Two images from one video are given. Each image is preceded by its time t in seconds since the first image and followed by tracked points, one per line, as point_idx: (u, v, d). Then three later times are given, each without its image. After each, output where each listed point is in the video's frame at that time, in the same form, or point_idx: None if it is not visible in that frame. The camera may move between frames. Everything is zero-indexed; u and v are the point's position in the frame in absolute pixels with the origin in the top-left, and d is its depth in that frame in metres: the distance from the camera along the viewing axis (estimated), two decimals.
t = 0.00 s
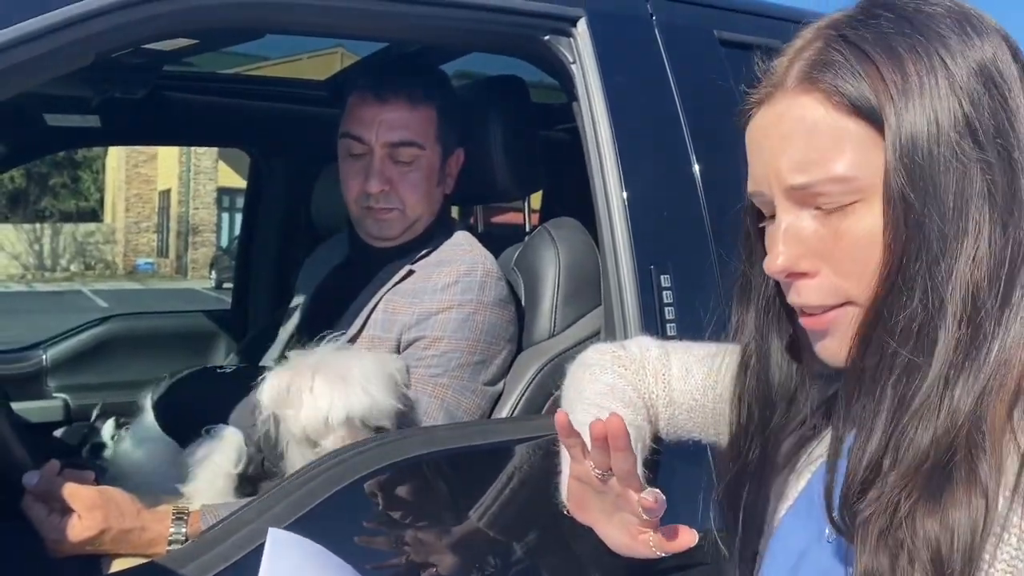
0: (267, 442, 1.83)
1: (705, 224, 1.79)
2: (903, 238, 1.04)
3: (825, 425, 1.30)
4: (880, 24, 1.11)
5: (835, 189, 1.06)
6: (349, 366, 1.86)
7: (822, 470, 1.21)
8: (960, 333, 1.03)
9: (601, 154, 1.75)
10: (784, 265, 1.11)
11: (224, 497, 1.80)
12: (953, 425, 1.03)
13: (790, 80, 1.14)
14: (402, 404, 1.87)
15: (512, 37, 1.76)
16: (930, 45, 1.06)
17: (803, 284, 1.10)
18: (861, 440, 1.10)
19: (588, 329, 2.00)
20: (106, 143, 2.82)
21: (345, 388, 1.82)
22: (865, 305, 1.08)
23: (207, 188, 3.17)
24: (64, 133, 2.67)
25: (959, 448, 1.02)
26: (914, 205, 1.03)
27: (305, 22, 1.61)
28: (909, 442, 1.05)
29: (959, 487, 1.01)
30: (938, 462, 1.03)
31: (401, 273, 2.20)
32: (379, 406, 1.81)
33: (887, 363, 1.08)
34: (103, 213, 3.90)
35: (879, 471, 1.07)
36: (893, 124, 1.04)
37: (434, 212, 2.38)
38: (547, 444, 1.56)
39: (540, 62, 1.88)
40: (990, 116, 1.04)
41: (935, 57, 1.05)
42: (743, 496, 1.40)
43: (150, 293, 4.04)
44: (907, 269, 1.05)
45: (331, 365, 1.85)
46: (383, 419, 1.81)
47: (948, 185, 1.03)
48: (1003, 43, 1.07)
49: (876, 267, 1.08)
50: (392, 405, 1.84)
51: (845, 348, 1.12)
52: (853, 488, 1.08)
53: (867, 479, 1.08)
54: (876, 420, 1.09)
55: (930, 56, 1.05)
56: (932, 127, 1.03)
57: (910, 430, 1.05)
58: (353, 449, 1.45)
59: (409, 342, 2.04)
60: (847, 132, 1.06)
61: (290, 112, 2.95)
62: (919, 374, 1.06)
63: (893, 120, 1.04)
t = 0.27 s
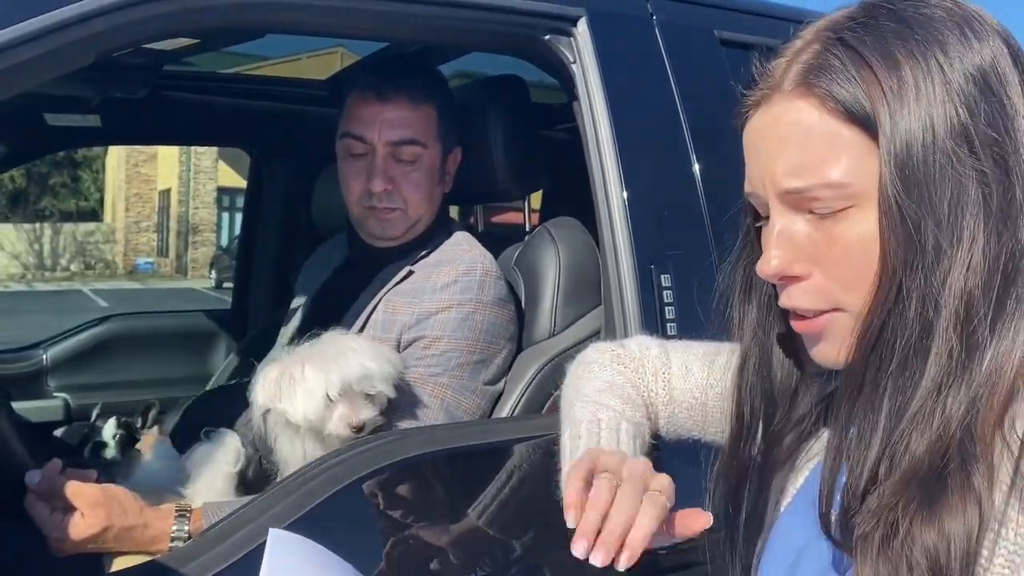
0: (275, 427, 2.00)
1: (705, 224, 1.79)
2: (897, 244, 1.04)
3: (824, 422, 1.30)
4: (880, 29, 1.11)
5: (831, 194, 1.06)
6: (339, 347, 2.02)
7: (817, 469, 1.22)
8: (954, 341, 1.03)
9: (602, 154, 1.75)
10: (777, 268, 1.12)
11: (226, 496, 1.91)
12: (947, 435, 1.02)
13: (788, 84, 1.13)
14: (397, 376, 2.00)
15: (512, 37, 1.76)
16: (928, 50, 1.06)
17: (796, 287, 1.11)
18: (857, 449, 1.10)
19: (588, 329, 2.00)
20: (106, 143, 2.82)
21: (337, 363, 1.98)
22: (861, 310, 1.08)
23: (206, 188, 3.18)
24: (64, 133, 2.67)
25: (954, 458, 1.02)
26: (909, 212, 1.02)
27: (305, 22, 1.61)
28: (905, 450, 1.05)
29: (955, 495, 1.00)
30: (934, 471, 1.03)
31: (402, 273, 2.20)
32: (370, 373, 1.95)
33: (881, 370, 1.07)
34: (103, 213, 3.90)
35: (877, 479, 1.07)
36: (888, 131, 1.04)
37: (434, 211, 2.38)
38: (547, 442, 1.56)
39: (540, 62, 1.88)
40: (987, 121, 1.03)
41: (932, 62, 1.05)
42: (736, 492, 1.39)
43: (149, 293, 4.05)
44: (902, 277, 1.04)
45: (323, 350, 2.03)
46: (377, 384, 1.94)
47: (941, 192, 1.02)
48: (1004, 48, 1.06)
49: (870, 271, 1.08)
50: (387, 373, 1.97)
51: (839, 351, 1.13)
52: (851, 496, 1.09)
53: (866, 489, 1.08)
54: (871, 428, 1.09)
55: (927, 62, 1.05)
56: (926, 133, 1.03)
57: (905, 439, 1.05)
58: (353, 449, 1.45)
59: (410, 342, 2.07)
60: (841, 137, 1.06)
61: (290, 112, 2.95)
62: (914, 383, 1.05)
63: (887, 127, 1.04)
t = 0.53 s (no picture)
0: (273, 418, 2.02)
1: (707, 223, 1.79)
2: (891, 245, 1.04)
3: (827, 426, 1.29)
4: (881, 28, 1.10)
5: (825, 190, 1.07)
6: (334, 336, 2.05)
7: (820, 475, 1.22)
8: (952, 343, 1.03)
9: (603, 154, 1.75)
10: (771, 263, 1.12)
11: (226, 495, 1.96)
12: (947, 440, 1.02)
13: (787, 80, 1.13)
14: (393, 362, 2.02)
15: (513, 35, 1.76)
16: (927, 49, 1.06)
17: (789, 283, 1.11)
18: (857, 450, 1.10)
19: (588, 329, 2.00)
20: (106, 142, 2.82)
21: (333, 351, 2.00)
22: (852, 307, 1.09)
23: (206, 187, 3.20)
24: (64, 132, 2.67)
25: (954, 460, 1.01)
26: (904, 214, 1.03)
27: (306, 21, 1.61)
28: (907, 454, 1.05)
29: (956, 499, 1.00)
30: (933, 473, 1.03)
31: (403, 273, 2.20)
32: (367, 359, 1.97)
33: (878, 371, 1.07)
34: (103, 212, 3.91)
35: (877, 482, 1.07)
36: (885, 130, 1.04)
37: (436, 210, 2.38)
38: (549, 442, 1.55)
39: (541, 60, 1.88)
40: (986, 122, 1.03)
41: (930, 62, 1.05)
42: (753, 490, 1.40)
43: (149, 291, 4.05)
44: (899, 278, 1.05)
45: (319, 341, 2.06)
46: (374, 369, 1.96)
47: (938, 193, 1.03)
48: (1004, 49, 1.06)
49: (859, 269, 1.08)
50: (384, 359, 2.00)
51: (825, 349, 1.13)
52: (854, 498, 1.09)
53: (868, 493, 1.07)
54: (870, 430, 1.09)
55: (926, 62, 1.05)
56: (924, 133, 1.03)
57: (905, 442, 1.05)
58: (355, 448, 1.45)
59: (412, 340, 2.08)
60: (840, 135, 1.06)
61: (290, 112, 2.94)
62: (911, 384, 1.05)
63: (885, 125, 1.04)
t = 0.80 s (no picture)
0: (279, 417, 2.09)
1: (710, 222, 1.79)
2: (912, 238, 1.04)
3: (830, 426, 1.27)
4: (895, 23, 1.11)
5: (844, 184, 1.06)
6: (334, 333, 2.11)
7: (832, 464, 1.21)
8: (965, 335, 1.02)
9: (606, 153, 1.75)
10: (789, 257, 1.11)
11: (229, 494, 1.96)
12: (962, 430, 1.02)
13: (803, 73, 1.13)
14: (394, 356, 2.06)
15: (516, 33, 1.76)
16: (941, 45, 1.06)
17: (806, 278, 1.10)
18: (870, 445, 1.09)
19: (591, 327, 2.00)
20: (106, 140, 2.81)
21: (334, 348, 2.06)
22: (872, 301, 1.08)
23: (206, 185, 3.19)
24: (64, 130, 2.67)
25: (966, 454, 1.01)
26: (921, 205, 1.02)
27: (307, 19, 1.60)
28: (923, 445, 1.04)
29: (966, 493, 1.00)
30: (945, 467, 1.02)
31: (405, 272, 2.20)
32: (369, 354, 2.02)
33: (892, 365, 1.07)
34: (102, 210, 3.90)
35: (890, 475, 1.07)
36: (904, 122, 1.04)
37: (438, 209, 2.38)
38: (553, 440, 1.54)
39: (543, 58, 1.87)
40: (1002, 117, 1.03)
41: (947, 57, 1.05)
42: (746, 485, 1.39)
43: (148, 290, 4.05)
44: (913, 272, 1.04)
45: (320, 339, 2.12)
46: (375, 361, 2.01)
47: (955, 186, 1.02)
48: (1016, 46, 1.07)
49: (882, 265, 1.07)
50: (385, 353, 2.05)
51: (842, 353, 1.13)
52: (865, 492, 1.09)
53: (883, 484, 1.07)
54: (883, 423, 1.08)
55: (942, 57, 1.05)
56: (942, 126, 1.03)
57: (919, 436, 1.05)
58: (360, 446, 1.45)
59: (413, 339, 2.10)
60: (862, 124, 1.06)
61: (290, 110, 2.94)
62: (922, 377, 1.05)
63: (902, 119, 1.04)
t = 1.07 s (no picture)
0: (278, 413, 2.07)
1: (710, 221, 1.79)
2: (852, 256, 1.07)
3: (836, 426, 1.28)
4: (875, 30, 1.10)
5: (783, 175, 1.14)
6: (333, 328, 2.10)
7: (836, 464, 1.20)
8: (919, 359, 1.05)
9: (607, 152, 1.75)
10: (735, 227, 1.22)
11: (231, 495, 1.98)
12: (924, 452, 1.06)
13: (776, 72, 1.17)
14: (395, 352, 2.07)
15: (516, 32, 1.76)
16: (907, 59, 1.04)
17: (752, 253, 1.20)
18: (829, 454, 1.15)
19: (592, 326, 2.01)
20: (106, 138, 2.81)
21: (333, 342, 2.06)
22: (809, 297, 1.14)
23: (205, 183, 3.19)
24: (63, 129, 2.66)
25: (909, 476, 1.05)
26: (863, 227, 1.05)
27: (308, 18, 1.60)
28: (884, 458, 1.09)
29: (904, 509, 1.06)
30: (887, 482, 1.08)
31: (406, 270, 2.20)
32: (368, 347, 2.02)
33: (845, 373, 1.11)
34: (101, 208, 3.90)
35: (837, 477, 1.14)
36: (847, 138, 1.06)
37: (439, 209, 2.37)
38: (555, 440, 1.55)
39: (543, 57, 1.87)
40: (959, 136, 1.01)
41: (909, 72, 1.04)
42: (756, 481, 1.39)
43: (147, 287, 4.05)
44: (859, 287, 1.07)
45: (319, 334, 2.11)
46: (375, 354, 2.01)
47: (899, 209, 1.03)
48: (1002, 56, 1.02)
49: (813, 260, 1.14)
50: (384, 347, 2.05)
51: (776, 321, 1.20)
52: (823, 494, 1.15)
53: (845, 493, 1.13)
54: (834, 427, 1.14)
55: (903, 72, 1.04)
56: (887, 145, 1.03)
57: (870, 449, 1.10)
58: (361, 446, 1.44)
59: (413, 339, 2.09)
60: (803, 130, 1.12)
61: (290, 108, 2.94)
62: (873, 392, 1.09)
63: (846, 136, 1.06)
